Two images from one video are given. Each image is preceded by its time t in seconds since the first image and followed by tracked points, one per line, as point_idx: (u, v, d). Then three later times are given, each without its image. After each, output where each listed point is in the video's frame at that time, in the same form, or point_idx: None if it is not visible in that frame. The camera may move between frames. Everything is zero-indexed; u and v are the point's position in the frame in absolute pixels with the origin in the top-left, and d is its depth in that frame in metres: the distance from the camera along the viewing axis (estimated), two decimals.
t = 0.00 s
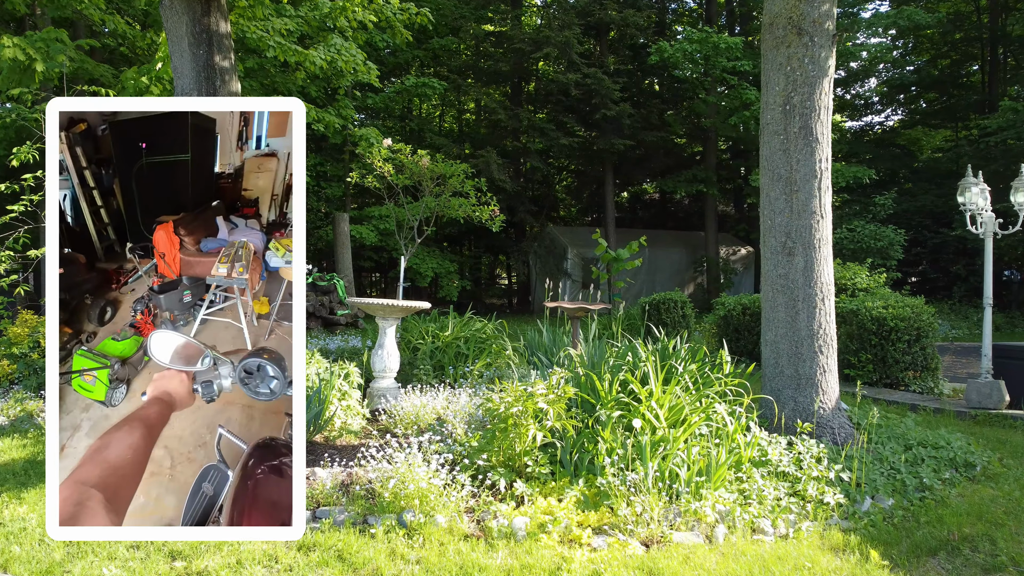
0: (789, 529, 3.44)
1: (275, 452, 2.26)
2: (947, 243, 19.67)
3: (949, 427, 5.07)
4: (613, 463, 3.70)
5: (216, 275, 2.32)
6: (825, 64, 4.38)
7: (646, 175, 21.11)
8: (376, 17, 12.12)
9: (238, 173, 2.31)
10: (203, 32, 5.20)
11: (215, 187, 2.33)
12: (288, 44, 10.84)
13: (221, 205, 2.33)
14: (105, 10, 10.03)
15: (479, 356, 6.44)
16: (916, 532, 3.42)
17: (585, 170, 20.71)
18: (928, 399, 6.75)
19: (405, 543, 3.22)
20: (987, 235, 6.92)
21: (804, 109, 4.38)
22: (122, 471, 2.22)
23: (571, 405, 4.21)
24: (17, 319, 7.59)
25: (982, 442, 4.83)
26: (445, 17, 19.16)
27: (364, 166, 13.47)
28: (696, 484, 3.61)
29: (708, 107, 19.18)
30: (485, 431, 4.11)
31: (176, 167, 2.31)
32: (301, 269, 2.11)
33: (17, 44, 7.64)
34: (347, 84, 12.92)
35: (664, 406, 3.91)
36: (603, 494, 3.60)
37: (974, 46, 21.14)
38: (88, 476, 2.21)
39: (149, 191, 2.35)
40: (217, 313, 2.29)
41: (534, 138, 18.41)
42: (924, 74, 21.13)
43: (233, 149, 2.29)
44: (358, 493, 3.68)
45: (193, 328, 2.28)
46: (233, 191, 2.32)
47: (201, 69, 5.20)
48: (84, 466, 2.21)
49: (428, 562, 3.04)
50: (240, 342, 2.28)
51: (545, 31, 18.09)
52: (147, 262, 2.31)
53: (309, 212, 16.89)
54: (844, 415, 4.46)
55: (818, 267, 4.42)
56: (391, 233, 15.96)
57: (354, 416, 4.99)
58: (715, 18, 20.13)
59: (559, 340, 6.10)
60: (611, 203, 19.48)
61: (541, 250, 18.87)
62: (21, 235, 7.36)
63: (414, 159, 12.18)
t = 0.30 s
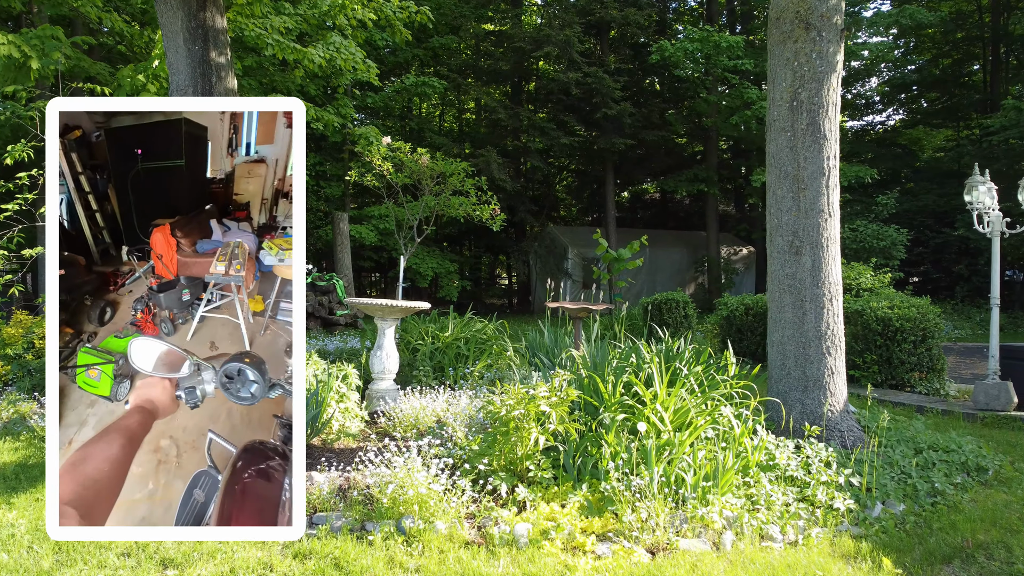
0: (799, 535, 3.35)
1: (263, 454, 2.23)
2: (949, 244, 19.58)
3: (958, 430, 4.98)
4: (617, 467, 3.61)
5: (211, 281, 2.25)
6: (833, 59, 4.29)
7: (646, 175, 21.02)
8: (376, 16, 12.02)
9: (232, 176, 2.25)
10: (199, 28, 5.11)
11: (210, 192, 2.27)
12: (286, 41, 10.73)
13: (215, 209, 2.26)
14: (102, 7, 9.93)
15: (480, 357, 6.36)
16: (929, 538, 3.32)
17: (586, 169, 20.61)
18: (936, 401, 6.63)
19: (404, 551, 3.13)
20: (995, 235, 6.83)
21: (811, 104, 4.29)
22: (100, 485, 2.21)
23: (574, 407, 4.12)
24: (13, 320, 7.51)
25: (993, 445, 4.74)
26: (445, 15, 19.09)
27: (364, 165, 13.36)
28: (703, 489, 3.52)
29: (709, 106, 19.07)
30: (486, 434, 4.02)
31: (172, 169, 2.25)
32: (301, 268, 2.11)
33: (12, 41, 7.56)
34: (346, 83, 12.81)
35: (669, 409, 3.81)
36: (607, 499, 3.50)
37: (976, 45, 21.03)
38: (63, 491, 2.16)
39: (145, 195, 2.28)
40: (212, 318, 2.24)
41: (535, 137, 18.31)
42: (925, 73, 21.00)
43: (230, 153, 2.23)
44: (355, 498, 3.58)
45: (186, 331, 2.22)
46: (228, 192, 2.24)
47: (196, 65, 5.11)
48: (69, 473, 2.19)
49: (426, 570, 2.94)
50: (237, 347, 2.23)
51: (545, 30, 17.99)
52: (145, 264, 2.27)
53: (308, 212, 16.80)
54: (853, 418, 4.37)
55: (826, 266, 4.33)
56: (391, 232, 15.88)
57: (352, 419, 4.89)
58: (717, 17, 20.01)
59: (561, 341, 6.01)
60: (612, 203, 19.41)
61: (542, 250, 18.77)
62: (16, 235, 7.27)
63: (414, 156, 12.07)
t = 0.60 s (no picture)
0: (808, 542, 3.26)
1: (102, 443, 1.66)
2: (952, 243, 19.49)
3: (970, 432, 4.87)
4: (621, 471, 3.52)
5: (77, 248, 1.59)
6: (842, 54, 4.19)
7: (648, 174, 20.92)
8: (375, 14, 11.94)
9: (243, 128, 1.64)
10: (194, 23, 5.02)
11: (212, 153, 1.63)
12: (284, 39, 10.64)
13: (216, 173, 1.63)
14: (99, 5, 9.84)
15: (480, 357, 6.28)
16: (943, 545, 3.23)
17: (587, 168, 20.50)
18: (944, 402, 6.55)
19: (403, 558, 3.04)
20: (1003, 235, 6.73)
21: (820, 100, 4.19)
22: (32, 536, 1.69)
23: (577, 410, 4.03)
24: (7, 319, 7.42)
25: (1006, 448, 4.64)
26: (445, 15, 19.03)
27: (363, 164, 13.29)
28: (710, 494, 3.42)
29: (710, 106, 18.98)
30: (487, 437, 3.93)
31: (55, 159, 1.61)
32: (300, 267, 1.62)
33: (5, 37, 7.45)
34: (346, 81, 12.72)
35: (674, 411, 3.72)
36: (611, 505, 3.41)
37: (977, 44, 20.93)
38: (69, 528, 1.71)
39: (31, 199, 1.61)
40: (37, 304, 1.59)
41: (536, 137, 18.25)
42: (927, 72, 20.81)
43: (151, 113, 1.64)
44: (353, 503, 3.50)
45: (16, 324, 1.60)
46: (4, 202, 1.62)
47: (192, 60, 5.01)
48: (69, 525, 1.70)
49: None
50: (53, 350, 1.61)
51: (546, 28, 17.92)
52: None
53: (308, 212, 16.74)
54: (862, 421, 4.28)
55: (834, 265, 4.23)
56: (391, 232, 15.81)
57: (350, 421, 4.80)
58: (718, 15, 19.89)
59: (563, 341, 5.91)
60: (614, 202, 19.31)
61: (542, 250, 18.69)
62: (10, 233, 7.17)
63: (413, 155, 11.99)
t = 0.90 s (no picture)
0: (820, 549, 3.16)
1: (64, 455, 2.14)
2: (954, 243, 19.39)
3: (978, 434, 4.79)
4: (626, 476, 3.43)
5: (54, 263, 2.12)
6: (851, 48, 4.10)
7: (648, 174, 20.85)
8: (375, 12, 11.83)
9: (182, 148, 2.21)
10: (189, 17, 4.92)
11: (159, 169, 2.20)
12: (283, 36, 10.53)
13: (163, 189, 2.20)
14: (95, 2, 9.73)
15: (481, 358, 6.19)
16: (958, 553, 3.13)
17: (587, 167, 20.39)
18: (950, 404, 6.47)
19: (401, 566, 2.94)
20: (1011, 232, 6.60)
21: (829, 95, 4.10)
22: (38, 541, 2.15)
23: (581, 413, 3.92)
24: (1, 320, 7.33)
25: (1016, 450, 4.55)
26: (445, 13, 18.92)
27: (362, 162, 13.17)
28: (718, 500, 3.32)
29: (711, 105, 18.89)
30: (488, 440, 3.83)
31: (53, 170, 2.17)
32: (301, 268, 2.10)
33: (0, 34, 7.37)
34: (345, 79, 12.61)
35: (681, 414, 3.62)
36: (616, 511, 3.32)
37: (979, 43, 20.82)
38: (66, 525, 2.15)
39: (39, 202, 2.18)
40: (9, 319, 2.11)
41: (537, 136, 18.13)
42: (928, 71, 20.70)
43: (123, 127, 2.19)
44: (351, 509, 3.40)
45: None
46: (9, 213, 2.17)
47: (186, 56, 4.91)
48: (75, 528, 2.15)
49: None
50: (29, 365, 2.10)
51: (547, 27, 17.79)
52: None
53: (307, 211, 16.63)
54: (872, 423, 4.19)
55: (843, 264, 4.14)
56: (391, 232, 15.69)
57: (348, 424, 4.69)
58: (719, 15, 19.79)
59: (565, 342, 5.83)
60: (614, 202, 19.24)
61: (543, 250, 18.61)
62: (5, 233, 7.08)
63: (413, 153, 11.88)
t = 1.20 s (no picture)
0: (831, 557, 3.06)
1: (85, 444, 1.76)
2: (956, 243, 19.31)
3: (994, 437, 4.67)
4: (632, 481, 3.33)
5: (94, 246, 1.73)
6: (861, 42, 4.00)
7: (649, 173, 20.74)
8: (374, 10, 11.74)
9: (245, 140, 1.77)
10: (184, 11, 4.82)
11: (216, 167, 1.76)
12: (281, 34, 10.43)
13: (217, 186, 1.76)
14: None
15: (482, 359, 6.08)
16: (974, 561, 3.04)
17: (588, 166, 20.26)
18: (958, 406, 6.37)
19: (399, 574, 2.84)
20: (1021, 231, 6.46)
21: (838, 90, 4.00)
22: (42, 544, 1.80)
23: (583, 415, 3.82)
24: None
25: None
26: (445, 12, 18.83)
27: (361, 161, 13.09)
28: (726, 506, 3.22)
29: (713, 104, 18.79)
30: (489, 443, 3.73)
31: (70, 170, 1.76)
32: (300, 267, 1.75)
33: None
34: (344, 77, 12.52)
35: (687, 417, 3.53)
36: (621, 518, 3.22)
37: (981, 42, 20.73)
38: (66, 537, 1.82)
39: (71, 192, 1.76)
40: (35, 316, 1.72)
41: (537, 135, 18.05)
42: (930, 70, 20.62)
43: (175, 116, 1.76)
44: (347, 515, 3.31)
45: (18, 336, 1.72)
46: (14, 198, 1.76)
47: (182, 51, 4.82)
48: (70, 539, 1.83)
49: None
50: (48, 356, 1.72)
51: (547, 25, 17.70)
52: None
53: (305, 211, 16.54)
54: (881, 426, 4.10)
55: (853, 264, 4.04)
56: (390, 231, 15.60)
57: (345, 426, 4.59)
58: (720, 13, 19.68)
59: (567, 343, 5.80)
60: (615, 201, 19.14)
61: (544, 249, 18.52)
62: None
63: (412, 151, 11.77)
